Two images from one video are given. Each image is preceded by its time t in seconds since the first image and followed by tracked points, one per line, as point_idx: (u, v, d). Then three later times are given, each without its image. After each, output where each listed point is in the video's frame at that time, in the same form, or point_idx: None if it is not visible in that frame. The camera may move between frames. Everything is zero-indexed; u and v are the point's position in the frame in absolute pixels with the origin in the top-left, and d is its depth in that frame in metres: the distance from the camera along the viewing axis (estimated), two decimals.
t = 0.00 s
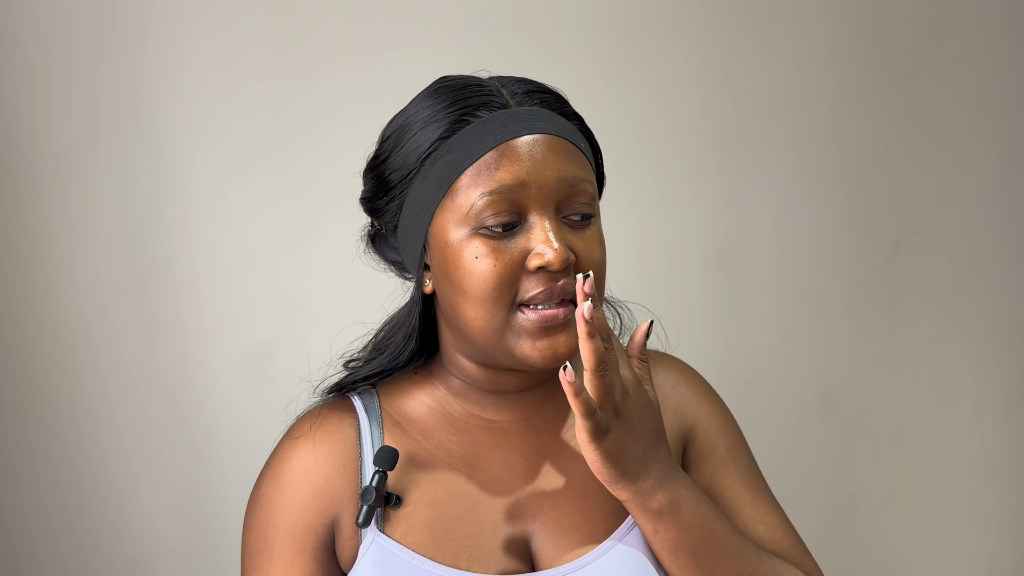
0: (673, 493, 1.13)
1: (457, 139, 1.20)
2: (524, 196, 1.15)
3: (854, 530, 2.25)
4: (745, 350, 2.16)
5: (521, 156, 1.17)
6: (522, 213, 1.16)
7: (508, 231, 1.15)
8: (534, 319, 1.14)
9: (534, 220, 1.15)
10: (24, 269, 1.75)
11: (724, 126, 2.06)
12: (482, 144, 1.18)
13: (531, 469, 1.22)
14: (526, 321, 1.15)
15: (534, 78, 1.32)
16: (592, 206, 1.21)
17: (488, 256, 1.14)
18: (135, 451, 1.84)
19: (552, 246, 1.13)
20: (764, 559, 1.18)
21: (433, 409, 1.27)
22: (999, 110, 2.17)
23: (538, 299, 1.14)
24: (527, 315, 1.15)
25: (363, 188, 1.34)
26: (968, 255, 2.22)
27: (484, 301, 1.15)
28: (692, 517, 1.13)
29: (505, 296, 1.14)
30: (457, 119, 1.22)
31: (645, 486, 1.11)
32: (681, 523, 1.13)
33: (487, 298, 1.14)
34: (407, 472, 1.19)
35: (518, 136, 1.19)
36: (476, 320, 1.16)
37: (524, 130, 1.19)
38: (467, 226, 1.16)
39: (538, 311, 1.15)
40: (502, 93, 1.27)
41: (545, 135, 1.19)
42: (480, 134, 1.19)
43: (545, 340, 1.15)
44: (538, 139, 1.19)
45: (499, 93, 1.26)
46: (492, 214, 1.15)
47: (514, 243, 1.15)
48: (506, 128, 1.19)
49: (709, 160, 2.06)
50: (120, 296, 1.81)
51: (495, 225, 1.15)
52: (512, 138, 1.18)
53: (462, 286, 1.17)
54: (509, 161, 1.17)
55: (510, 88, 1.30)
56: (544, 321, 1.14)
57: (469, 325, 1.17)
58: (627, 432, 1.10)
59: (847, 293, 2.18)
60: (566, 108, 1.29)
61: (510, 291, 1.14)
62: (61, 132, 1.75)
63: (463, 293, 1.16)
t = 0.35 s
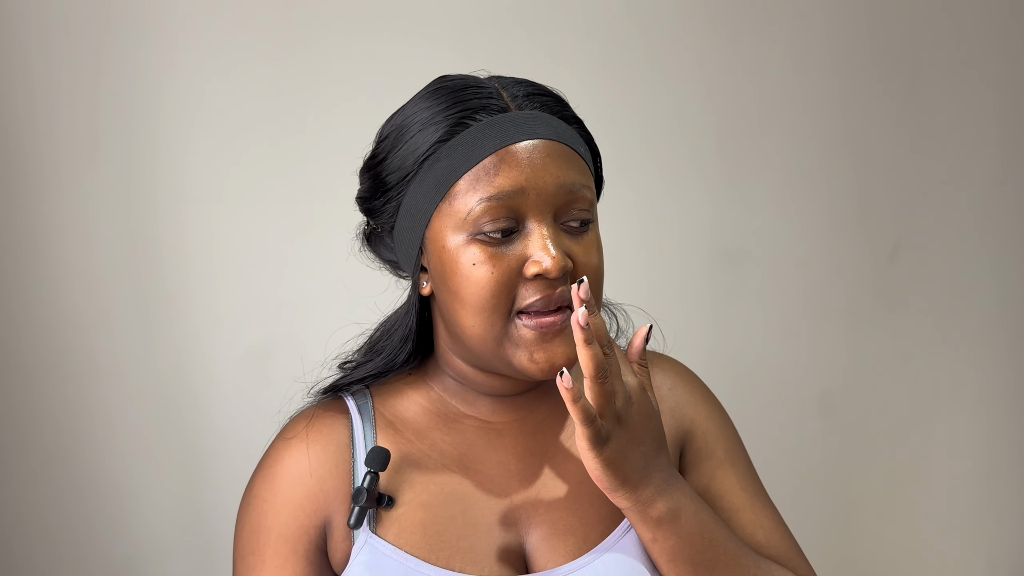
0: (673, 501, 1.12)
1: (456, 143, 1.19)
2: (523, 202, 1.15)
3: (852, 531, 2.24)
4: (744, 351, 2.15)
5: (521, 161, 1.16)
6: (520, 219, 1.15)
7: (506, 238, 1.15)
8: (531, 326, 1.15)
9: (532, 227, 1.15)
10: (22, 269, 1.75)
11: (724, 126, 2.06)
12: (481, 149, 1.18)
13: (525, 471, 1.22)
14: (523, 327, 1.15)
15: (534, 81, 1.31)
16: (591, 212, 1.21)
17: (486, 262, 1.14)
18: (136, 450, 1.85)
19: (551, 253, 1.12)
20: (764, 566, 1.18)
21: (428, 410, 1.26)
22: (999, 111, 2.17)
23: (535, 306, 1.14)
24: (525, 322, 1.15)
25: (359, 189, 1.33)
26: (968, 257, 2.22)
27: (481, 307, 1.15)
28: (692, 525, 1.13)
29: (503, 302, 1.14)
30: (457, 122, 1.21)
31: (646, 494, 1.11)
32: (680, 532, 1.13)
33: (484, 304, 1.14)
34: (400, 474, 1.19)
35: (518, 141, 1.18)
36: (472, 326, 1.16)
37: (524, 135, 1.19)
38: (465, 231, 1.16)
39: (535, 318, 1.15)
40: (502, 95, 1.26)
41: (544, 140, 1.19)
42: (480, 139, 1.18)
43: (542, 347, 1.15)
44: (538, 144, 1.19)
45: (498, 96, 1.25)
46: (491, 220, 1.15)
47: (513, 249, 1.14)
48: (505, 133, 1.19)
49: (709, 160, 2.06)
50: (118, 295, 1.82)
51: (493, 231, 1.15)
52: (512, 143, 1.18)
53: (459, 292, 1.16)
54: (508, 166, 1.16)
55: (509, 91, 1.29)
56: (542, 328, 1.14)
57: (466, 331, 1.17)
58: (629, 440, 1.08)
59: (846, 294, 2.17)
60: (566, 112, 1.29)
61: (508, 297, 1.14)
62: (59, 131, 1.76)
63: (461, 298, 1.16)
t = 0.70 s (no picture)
0: (678, 500, 1.12)
1: (457, 140, 1.19)
2: (524, 199, 1.14)
3: (853, 531, 2.24)
4: (743, 350, 2.15)
5: (522, 159, 1.16)
6: (521, 217, 1.15)
7: (506, 235, 1.14)
8: (531, 325, 1.14)
9: (533, 224, 1.15)
10: (20, 268, 1.74)
11: (724, 124, 2.05)
12: (482, 146, 1.17)
13: (522, 470, 1.22)
14: (523, 326, 1.14)
15: (534, 80, 1.31)
16: (591, 211, 1.21)
17: (486, 259, 1.13)
18: (135, 450, 1.85)
19: (552, 250, 1.12)
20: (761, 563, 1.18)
21: (424, 410, 1.26)
22: (999, 109, 2.17)
23: (536, 305, 1.13)
24: (524, 321, 1.14)
25: (357, 186, 1.33)
26: (969, 255, 2.21)
27: (481, 305, 1.14)
28: (696, 524, 1.13)
29: (502, 300, 1.13)
30: (457, 119, 1.20)
31: (653, 495, 1.10)
32: (685, 532, 1.12)
33: (484, 301, 1.14)
34: (397, 474, 1.18)
35: (520, 139, 1.18)
36: (471, 324, 1.15)
37: (525, 133, 1.18)
38: (465, 228, 1.15)
39: (535, 317, 1.15)
40: (503, 94, 1.25)
41: (545, 139, 1.19)
42: (481, 136, 1.18)
43: (541, 346, 1.14)
44: (539, 142, 1.18)
45: (499, 94, 1.24)
46: (492, 217, 1.14)
47: (513, 246, 1.14)
48: (507, 130, 1.18)
49: (709, 158, 2.05)
50: (116, 295, 1.81)
51: (494, 228, 1.14)
52: (513, 141, 1.17)
53: (459, 289, 1.15)
54: (510, 164, 1.16)
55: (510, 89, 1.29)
56: (541, 327, 1.14)
57: (465, 329, 1.16)
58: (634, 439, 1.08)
59: (846, 292, 2.17)
60: (566, 112, 1.28)
61: (508, 295, 1.13)
62: (58, 129, 1.75)
63: (460, 296, 1.15)
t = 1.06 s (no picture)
0: (660, 505, 1.10)
1: (460, 141, 1.19)
2: (528, 201, 1.14)
3: (853, 531, 2.24)
4: (743, 350, 2.14)
5: (525, 160, 1.16)
6: (525, 219, 1.15)
7: (510, 237, 1.14)
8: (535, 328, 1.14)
9: (537, 226, 1.15)
10: (20, 269, 1.74)
11: (724, 124, 2.05)
12: (486, 147, 1.17)
13: (521, 468, 1.22)
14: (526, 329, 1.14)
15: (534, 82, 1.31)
16: (593, 214, 1.21)
17: (490, 261, 1.13)
18: (135, 451, 1.85)
19: (556, 253, 1.12)
20: (757, 554, 1.18)
21: (421, 409, 1.26)
22: (999, 108, 2.17)
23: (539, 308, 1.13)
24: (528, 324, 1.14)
25: (357, 187, 1.32)
26: (969, 254, 2.21)
27: (484, 307, 1.14)
28: (681, 527, 1.12)
29: (506, 302, 1.13)
30: (461, 121, 1.20)
31: (629, 500, 1.09)
32: (669, 535, 1.11)
33: (488, 303, 1.13)
34: (395, 473, 1.19)
35: (523, 140, 1.18)
36: (473, 325, 1.15)
37: (528, 134, 1.19)
38: (469, 230, 1.15)
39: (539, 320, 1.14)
40: (505, 96, 1.26)
41: (548, 140, 1.19)
42: (484, 137, 1.18)
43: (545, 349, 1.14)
44: (542, 144, 1.18)
45: (502, 95, 1.24)
46: (496, 219, 1.14)
47: (517, 248, 1.14)
48: (510, 131, 1.18)
49: (709, 158, 2.05)
50: (116, 295, 1.81)
51: (498, 230, 1.14)
52: (517, 142, 1.18)
53: (462, 292, 1.15)
54: (513, 165, 1.16)
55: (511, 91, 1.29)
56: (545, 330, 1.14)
57: (468, 332, 1.16)
58: (599, 452, 1.04)
59: (845, 292, 2.17)
60: (566, 113, 1.29)
61: (511, 298, 1.13)
62: (58, 130, 1.75)
63: (463, 299, 1.15)
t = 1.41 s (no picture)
0: (660, 505, 1.10)
1: (462, 143, 1.19)
2: (530, 206, 1.14)
3: (853, 530, 2.24)
4: (743, 350, 2.14)
5: (528, 165, 1.16)
6: (526, 224, 1.15)
7: (512, 241, 1.14)
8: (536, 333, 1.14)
9: (539, 230, 1.15)
10: (20, 269, 1.74)
11: (724, 124, 2.05)
12: (488, 150, 1.17)
13: (521, 466, 1.22)
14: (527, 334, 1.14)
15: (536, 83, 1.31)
16: (594, 218, 1.21)
17: (492, 266, 1.13)
18: (135, 450, 1.85)
19: (557, 258, 1.12)
20: (760, 551, 1.18)
21: (421, 409, 1.26)
22: (999, 108, 2.17)
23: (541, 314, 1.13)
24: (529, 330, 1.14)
25: (358, 187, 1.32)
26: (969, 254, 2.21)
27: (485, 312, 1.14)
28: (683, 525, 1.12)
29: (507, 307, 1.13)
30: (463, 123, 1.20)
31: (630, 499, 1.09)
32: (670, 534, 1.12)
33: (489, 308, 1.13)
34: (395, 472, 1.18)
35: (525, 143, 1.18)
36: (474, 330, 1.15)
37: (530, 137, 1.19)
38: (471, 234, 1.15)
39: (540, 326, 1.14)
40: (507, 97, 1.25)
41: (551, 144, 1.19)
42: (487, 140, 1.18)
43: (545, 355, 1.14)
44: (545, 147, 1.18)
45: (504, 97, 1.24)
46: (499, 224, 1.14)
47: (519, 253, 1.14)
48: (512, 134, 1.18)
49: (709, 158, 2.05)
50: (116, 294, 1.81)
51: (500, 235, 1.14)
52: (519, 145, 1.18)
53: (463, 296, 1.15)
54: (516, 169, 1.16)
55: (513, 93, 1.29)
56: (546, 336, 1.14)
57: (469, 336, 1.16)
58: (592, 453, 1.06)
59: (845, 292, 2.17)
60: (568, 114, 1.29)
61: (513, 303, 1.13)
62: (58, 130, 1.75)
63: (464, 303, 1.15)
